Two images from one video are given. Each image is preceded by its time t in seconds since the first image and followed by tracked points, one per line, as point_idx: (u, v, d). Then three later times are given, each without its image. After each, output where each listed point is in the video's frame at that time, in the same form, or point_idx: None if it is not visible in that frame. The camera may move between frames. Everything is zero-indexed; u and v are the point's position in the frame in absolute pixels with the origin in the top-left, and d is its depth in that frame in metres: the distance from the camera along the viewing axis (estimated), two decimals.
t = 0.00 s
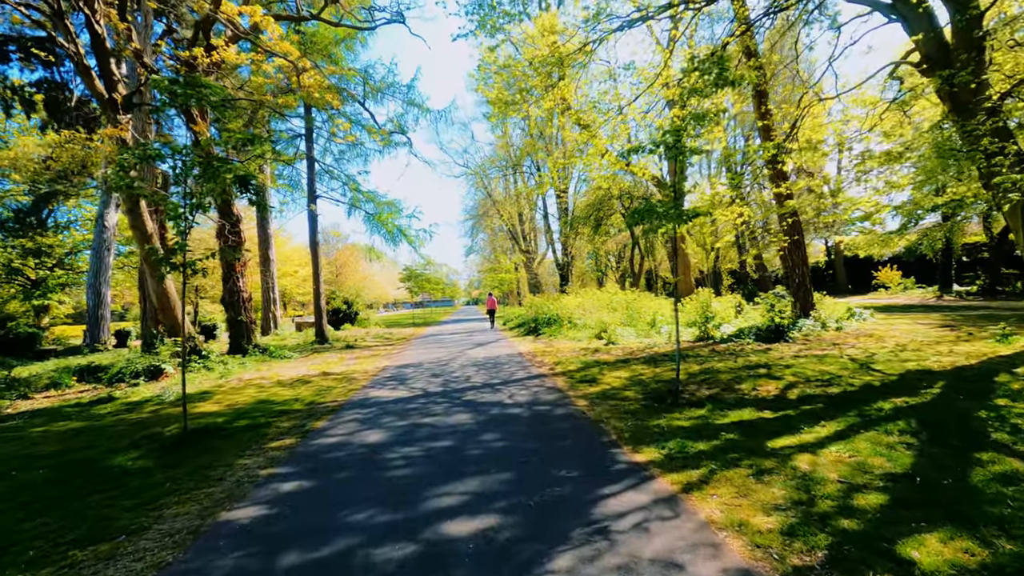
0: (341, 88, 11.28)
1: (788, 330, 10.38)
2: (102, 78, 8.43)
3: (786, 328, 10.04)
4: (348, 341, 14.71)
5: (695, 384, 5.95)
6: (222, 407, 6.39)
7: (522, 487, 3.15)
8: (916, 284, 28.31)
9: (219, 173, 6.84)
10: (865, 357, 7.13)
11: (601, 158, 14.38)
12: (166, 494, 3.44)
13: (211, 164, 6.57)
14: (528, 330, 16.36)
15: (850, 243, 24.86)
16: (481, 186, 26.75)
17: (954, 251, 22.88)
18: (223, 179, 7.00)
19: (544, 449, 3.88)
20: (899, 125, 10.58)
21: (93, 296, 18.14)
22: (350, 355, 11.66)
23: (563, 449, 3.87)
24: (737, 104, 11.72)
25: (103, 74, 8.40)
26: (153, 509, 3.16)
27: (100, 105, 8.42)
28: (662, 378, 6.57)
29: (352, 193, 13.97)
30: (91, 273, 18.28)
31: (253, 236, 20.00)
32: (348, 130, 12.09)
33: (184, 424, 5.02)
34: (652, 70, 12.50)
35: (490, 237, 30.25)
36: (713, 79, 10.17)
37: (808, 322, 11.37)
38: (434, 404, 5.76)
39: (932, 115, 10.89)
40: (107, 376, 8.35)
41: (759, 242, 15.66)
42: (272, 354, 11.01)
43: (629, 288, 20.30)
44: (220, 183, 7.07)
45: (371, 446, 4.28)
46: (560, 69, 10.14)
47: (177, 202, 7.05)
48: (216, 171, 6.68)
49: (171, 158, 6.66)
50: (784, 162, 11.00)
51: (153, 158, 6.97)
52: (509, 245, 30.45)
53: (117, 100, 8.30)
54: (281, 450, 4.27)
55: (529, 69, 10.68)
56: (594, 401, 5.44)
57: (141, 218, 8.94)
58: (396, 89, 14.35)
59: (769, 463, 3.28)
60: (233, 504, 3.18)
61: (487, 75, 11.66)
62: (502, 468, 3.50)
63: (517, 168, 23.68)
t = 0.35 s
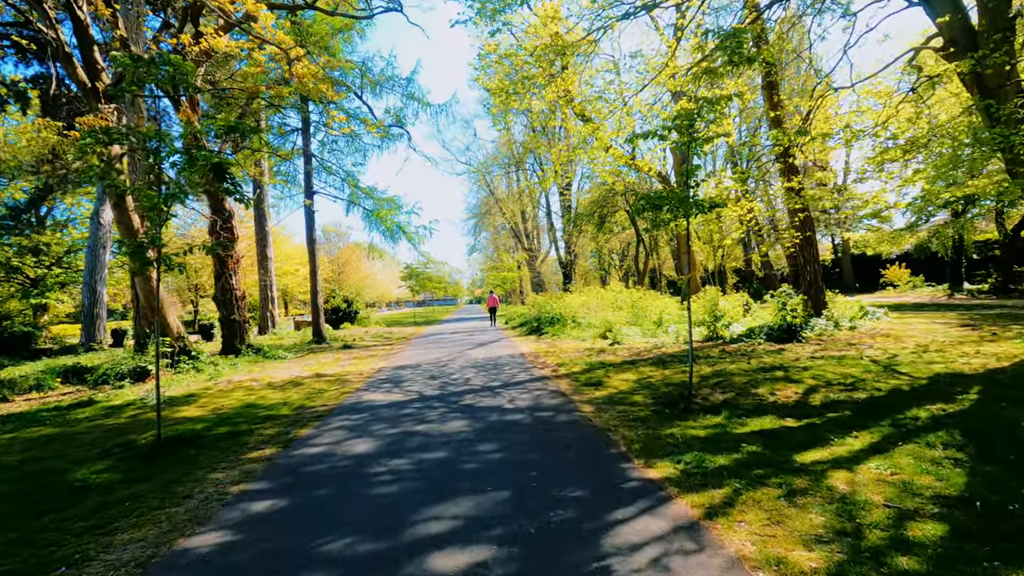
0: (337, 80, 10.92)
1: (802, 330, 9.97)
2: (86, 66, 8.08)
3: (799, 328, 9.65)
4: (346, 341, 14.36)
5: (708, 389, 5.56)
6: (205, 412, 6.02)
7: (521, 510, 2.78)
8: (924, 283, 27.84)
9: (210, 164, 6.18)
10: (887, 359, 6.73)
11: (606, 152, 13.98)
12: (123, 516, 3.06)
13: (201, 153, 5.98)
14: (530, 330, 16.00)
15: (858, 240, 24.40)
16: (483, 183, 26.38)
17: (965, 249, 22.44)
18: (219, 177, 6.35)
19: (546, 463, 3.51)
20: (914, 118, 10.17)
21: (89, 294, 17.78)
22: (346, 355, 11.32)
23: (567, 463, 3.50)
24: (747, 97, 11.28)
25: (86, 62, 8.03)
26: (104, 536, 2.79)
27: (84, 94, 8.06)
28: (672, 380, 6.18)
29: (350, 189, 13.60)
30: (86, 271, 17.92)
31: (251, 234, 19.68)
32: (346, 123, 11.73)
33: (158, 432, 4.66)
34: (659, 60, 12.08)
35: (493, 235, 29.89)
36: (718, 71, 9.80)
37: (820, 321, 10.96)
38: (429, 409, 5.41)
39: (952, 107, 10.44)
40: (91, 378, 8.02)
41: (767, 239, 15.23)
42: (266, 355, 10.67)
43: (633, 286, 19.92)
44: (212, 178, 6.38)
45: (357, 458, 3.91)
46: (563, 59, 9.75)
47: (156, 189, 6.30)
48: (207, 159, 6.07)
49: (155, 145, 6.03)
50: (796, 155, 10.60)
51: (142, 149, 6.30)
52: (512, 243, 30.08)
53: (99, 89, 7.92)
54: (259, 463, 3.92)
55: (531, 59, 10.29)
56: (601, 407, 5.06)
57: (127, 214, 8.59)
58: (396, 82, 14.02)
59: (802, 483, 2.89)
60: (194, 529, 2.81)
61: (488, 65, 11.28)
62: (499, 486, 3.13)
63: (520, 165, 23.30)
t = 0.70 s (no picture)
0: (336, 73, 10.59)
1: (815, 330, 9.60)
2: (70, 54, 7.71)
3: (813, 328, 9.28)
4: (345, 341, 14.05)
5: (724, 393, 5.20)
6: (190, 418, 5.67)
7: (526, 539, 2.43)
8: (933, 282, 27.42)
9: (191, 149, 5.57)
10: (911, 361, 6.37)
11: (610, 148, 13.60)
12: (78, 543, 2.72)
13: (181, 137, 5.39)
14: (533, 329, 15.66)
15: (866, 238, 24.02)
16: (485, 182, 26.04)
17: (976, 246, 22.02)
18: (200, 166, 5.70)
19: (552, 480, 3.16)
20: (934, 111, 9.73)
21: (85, 294, 17.41)
22: (344, 356, 10.99)
23: (576, 480, 3.15)
24: (761, 91, 10.87)
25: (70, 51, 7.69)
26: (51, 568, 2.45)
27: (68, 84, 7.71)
28: (685, 384, 5.81)
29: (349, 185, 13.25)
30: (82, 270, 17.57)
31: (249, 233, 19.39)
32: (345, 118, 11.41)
33: (133, 442, 4.33)
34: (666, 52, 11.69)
35: (495, 234, 29.55)
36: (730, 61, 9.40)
37: (834, 320, 10.59)
38: (426, 415, 5.06)
39: (972, 99, 10.02)
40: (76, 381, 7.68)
41: (776, 236, 14.85)
42: (261, 356, 10.32)
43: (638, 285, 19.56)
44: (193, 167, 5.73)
45: (344, 472, 3.56)
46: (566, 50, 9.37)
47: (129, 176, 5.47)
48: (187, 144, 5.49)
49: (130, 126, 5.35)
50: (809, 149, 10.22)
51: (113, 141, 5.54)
52: (515, 242, 29.73)
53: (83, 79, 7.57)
54: (237, 478, 3.57)
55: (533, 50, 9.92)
56: (611, 414, 4.70)
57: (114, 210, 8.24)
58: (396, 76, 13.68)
59: (845, 506, 2.54)
60: (153, 560, 2.47)
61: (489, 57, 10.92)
62: (500, 508, 2.78)
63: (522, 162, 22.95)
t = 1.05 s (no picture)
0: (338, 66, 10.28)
1: (837, 332, 9.18)
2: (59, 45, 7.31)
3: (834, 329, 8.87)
4: (348, 342, 13.73)
5: (751, 402, 4.80)
6: (179, 427, 5.31)
7: None
8: (947, 280, 26.89)
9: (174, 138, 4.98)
10: (947, 365, 5.96)
11: (617, 145, 13.26)
12: None
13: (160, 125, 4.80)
14: (540, 330, 15.31)
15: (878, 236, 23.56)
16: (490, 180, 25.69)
17: (992, 243, 21.53)
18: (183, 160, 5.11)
19: (569, 507, 2.79)
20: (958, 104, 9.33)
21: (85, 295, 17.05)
22: (345, 359, 10.67)
23: (596, 506, 2.79)
24: (777, 83, 10.47)
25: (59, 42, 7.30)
26: None
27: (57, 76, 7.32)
28: (706, 391, 5.43)
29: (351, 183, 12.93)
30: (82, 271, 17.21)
31: (252, 233, 19.14)
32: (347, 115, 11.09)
33: (110, 457, 3.99)
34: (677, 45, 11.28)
35: (500, 233, 29.23)
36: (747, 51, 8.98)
37: (853, 321, 10.19)
38: (428, 426, 4.71)
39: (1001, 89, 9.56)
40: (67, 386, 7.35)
41: (790, 233, 14.45)
42: (260, 359, 10.00)
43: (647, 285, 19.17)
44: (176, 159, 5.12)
45: (336, 493, 3.21)
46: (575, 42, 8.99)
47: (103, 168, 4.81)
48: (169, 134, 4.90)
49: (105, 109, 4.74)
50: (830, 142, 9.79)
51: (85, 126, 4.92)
52: (520, 242, 29.40)
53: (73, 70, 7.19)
54: (218, 499, 3.21)
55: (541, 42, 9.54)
56: (628, 425, 4.33)
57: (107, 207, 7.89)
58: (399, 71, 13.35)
59: (914, 543, 2.18)
60: None
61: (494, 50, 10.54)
62: (510, 542, 2.43)
63: (528, 161, 22.58)
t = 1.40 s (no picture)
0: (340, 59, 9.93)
1: (858, 331, 8.77)
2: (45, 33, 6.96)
3: (856, 328, 8.46)
4: (349, 342, 13.44)
5: (778, 409, 4.43)
6: (164, 434, 4.99)
7: None
8: (962, 279, 26.28)
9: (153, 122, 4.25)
10: (985, 367, 5.55)
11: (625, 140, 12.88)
12: None
13: (134, 104, 4.12)
14: (547, 330, 14.94)
15: (891, 234, 23.04)
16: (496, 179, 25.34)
17: (1010, 240, 20.97)
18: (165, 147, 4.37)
19: (585, 534, 2.43)
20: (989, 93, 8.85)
21: (87, 294, 16.79)
22: (347, 359, 10.37)
23: (616, 532, 2.44)
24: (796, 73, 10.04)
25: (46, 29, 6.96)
26: None
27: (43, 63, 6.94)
28: (728, 396, 5.04)
29: (354, 180, 12.59)
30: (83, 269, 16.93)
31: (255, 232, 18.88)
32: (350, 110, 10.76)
33: (81, 469, 3.66)
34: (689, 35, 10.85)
35: (506, 232, 28.88)
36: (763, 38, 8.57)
37: (874, 320, 9.75)
38: (427, 434, 4.36)
39: None
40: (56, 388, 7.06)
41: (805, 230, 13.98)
42: (258, 360, 9.70)
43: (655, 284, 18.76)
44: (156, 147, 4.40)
45: (323, 514, 2.86)
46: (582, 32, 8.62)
47: (71, 154, 4.18)
48: (146, 115, 4.18)
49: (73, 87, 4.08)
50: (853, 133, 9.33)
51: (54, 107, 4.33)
52: (526, 240, 29.02)
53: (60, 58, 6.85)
54: (192, 520, 2.87)
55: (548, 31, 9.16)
56: (646, 434, 3.96)
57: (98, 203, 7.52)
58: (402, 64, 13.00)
59: None
60: None
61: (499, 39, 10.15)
62: None
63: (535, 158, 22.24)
